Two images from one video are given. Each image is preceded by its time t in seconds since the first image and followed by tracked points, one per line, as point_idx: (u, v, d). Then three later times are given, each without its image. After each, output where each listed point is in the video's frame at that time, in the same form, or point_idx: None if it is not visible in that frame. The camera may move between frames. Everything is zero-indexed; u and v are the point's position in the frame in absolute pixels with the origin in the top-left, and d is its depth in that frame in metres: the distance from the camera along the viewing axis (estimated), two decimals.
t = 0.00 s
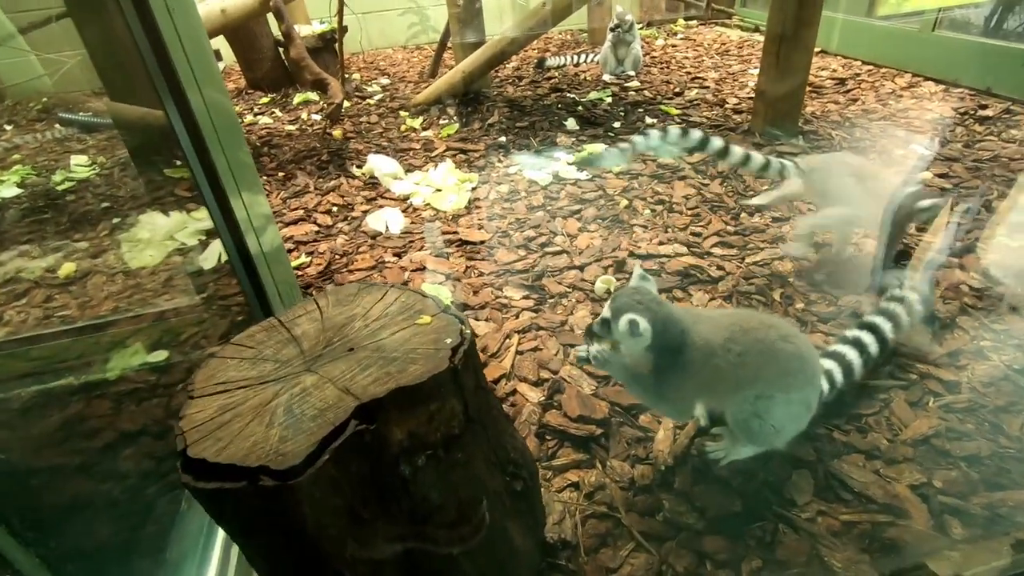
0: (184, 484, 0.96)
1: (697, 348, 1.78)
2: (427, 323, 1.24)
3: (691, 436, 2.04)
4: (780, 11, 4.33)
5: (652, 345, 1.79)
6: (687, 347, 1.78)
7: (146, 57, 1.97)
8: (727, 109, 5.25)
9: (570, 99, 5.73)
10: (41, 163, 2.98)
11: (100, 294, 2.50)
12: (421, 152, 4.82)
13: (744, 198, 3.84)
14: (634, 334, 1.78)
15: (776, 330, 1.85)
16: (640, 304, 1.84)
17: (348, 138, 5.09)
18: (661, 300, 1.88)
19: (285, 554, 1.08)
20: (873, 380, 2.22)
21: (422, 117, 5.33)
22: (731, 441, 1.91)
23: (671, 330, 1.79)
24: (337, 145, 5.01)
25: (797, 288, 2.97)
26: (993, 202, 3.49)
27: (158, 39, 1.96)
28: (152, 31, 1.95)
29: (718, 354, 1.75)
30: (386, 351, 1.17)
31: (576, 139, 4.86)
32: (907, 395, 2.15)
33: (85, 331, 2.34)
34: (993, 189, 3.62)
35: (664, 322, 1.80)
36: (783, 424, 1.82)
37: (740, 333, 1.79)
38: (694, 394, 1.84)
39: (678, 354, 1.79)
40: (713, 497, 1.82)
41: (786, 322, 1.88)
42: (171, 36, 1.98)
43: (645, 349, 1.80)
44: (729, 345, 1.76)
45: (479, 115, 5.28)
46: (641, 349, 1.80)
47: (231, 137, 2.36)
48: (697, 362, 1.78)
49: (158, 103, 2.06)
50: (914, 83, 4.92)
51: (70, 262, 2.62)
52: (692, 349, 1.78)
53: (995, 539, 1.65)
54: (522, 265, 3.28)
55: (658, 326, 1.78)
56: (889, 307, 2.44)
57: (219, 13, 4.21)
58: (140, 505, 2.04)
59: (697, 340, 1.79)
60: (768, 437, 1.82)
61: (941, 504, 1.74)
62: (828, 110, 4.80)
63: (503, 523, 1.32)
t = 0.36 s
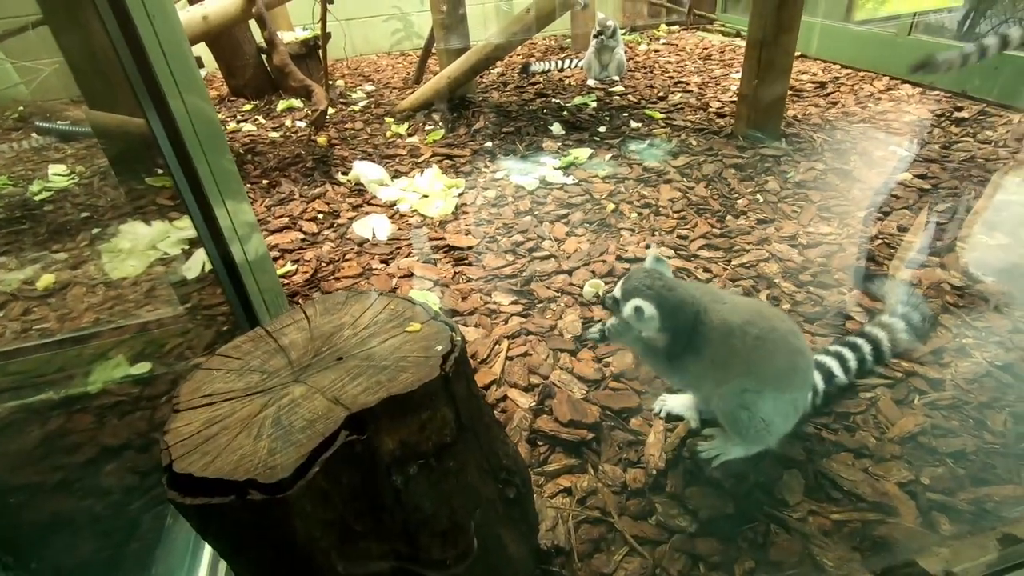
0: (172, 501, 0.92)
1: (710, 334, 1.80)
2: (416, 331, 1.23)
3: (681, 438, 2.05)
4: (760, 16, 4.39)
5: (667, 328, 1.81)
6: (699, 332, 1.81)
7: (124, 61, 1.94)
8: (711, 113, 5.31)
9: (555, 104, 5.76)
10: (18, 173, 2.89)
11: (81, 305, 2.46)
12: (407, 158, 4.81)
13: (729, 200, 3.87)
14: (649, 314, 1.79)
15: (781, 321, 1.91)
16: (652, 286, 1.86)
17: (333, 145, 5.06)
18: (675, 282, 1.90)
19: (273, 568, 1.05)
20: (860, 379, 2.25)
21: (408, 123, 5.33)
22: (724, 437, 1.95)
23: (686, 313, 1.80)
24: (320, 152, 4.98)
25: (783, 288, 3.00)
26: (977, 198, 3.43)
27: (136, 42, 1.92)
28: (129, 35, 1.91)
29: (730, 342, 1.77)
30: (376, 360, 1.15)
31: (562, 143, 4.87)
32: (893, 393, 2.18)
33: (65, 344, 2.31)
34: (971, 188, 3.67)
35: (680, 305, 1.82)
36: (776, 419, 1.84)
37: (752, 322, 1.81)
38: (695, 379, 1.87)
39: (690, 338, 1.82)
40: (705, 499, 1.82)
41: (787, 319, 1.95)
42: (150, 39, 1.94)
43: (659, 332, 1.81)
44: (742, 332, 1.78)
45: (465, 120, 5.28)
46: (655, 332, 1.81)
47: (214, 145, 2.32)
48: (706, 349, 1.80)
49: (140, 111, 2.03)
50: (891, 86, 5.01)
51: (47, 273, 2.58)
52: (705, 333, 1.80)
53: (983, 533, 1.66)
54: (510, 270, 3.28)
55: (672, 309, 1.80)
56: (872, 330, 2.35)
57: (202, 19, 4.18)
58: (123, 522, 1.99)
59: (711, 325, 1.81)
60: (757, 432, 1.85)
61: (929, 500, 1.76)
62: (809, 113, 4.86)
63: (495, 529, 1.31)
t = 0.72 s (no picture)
0: (151, 521, 0.92)
1: (727, 325, 1.78)
2: (400, 345, 1.24)
3: (670, 446, 2.06)
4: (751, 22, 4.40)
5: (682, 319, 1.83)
6: (715, 323, 1.79)
7: (109, 72, 1.95)
8: (702, 119, 5.34)
9: (548, 110, 5.77)
10: (9, 182, 2.80)
11: (71, 315, 2.43)
12: (400, 166, 4.82)
13: (720, 206, 3.89)
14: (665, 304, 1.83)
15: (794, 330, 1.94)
16: (670, 280, 1.91)
17: (326, 152, 5.06)
18: (694, 279, 1.94)
19: None
20: (849, 386, 2.26)
21: (400, 130, 5.33)
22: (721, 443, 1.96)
23: (704, 305, 1.82)
24: (313, 159, 4.99)
25: (773, 294, 3.01)
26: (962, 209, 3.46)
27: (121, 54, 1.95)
28: (116, 47, 1.93)
29: (743, 336, 1.76)
30: (358, 375, 1.16)
31: (554, 150, 4.89)
32: (880, 399, 2.19)
33: (54, 356, 2.26)
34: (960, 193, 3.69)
35: (698, 297, 1.84)
36: (770, 427, 1.88)
37: (768, 319, 1.81)
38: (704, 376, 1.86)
39: (705, 331, 1.80)
40: (693, 508, 1.83)
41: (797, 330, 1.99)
42: (136, 51, 1.97)
43: (673, 322, 1.83)
44: (756, 327, 1.77)
45: (457, 127, 5.30)
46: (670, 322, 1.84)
47: (204, 156, 2.34)
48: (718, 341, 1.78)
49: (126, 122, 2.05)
50: (881, 91, 5.05)
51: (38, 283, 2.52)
52: (720, 325, 1.79)
53: (969, 540, 1.67)
54: (502, 278, 3.29)
55: (697, 302, 1.83)
56: (859, 336, 2.36)
57: (193, 28, 4.20)
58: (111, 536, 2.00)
59: (729, 316, 1.78)
60: (750, 436, 1.87)
61: (915, 507, 1.77)
62: (800, 118, 4.88)
63: (481, 543, 1.31)
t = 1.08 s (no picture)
0: (109, 529, 0.88)
1: (754, 312, 1.74)
2: (378, 344, 1.19)
3: (662, 447, 2.02)
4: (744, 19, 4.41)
5: (709, 294, 1.80)
6: (742, 305, 1.76)
7: (86, 68, 1.92)
8: (696, 117, 5.31)
9: (541, 108, 5.72)
10: None
11: (52, 314, 2.27)
12: (391, 164, 4.77)
13: (714, 204, 3.86)
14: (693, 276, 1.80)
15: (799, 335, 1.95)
16: (703, 255, 1.85)
17: (317, 150, 5.00)
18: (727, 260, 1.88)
19: None
20: (843, 386, 2.23)
21: (393, 127, 5.27)
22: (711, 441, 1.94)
23: (733, 284, 1.77)
24: (303, 157, 4.93)
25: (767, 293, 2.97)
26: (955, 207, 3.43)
27: (99, 52, 1.92)
28: (90, 40, 1.90)
29: (765, 327, 1.74)
30: (333, 376, 1.11)
31: (548, 148, 4.85)
32: (875, 399, 2.16)
33: (34, 356, 2.15)
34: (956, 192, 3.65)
35: (731, 274, 1.79)
36: (763, 427, 1.85)
37: (787, 317, 1.80)
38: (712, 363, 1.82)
39: (728, 312, 1.78)
40: (684, 511, 1.79)
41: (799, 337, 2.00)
42: (115, 49, 1.94)
43: (700, 297, 1.81)
44: (777, 322, 1.76)
45: (450, 125, 5.24)
46: (697, 297, 1.81)
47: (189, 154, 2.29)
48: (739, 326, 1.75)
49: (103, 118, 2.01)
50: (876, 89, 5.02)
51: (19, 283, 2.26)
52: (745, 309, 1.76)
53: (965, 544, 1.62)
54: (493, 277, 3.24)
55: (732, 280, 1.77)
56: (854, 334, 2.32)
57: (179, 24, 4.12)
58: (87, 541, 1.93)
59: (755, 303, 1.75)
60: (743, 437, 1.82)
61: (911, 510, 1.73)
62: (794, 116, 4.85)
63: (464, 550, 1.26)
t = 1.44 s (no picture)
0: (94, 516, 0.87)
1: (770, 303, 1.68)
2: (370, 331, 1.18)
3: (657, 437, 2.01)
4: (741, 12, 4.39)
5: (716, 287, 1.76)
6: (750, 299, 1.69)
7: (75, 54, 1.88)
8: (694, 110, 5.30)
9: (538, 100, 5.69)
10: None
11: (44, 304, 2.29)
12: (387, 156, 4.75)
13: (710, 196, 3.86)
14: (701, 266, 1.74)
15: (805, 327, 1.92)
16: (716, 240, 1.78)
17: (312, 142, 4.97)
18: (739, 245, 1.82)
19: None
20: (837, 376, 2.23)
21: (388, 119, 5.25)
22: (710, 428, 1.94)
23: (742, 277, 1.71)
24: (299, 149, 4.90)
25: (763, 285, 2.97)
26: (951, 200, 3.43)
27: (89, 40, 1.88)
28: (79, 24, 1.85)
29: (778, 320, 1.68)
30: (324, 363, 1.10)
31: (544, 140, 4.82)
32: (870, 390, 2.16)
33: (26, 347, 2.14)
34: (952, 184, 3.65)
35: (742, 266, 1.72)
36: (760, 419, 1.84)
37: (797, 309, 1.76)
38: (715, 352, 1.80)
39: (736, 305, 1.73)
40: (678, 500, 1.78)
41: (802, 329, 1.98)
42: (104, 33, 1.88)
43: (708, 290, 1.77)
44: (786, 312, 1.70)
45: (446, 117, 5.21)
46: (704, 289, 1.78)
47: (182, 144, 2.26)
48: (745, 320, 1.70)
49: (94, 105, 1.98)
50: (873, 82, 5.01)
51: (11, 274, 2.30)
52: (754, 302, 1.69)
53: (959, 533, 1.62)
54: (489, 269, 3.23)
55: (745, 268, 1.71)
56: (848, 326, 2.31)
57: (172, 14, 4.04)
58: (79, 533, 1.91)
59: (772, 295, 1.68)
60: (739, 427, 1.82)
61: (904, 499, 1.73)
62: (791, 109, 4.82)
63: (458, 539, 1.26)
